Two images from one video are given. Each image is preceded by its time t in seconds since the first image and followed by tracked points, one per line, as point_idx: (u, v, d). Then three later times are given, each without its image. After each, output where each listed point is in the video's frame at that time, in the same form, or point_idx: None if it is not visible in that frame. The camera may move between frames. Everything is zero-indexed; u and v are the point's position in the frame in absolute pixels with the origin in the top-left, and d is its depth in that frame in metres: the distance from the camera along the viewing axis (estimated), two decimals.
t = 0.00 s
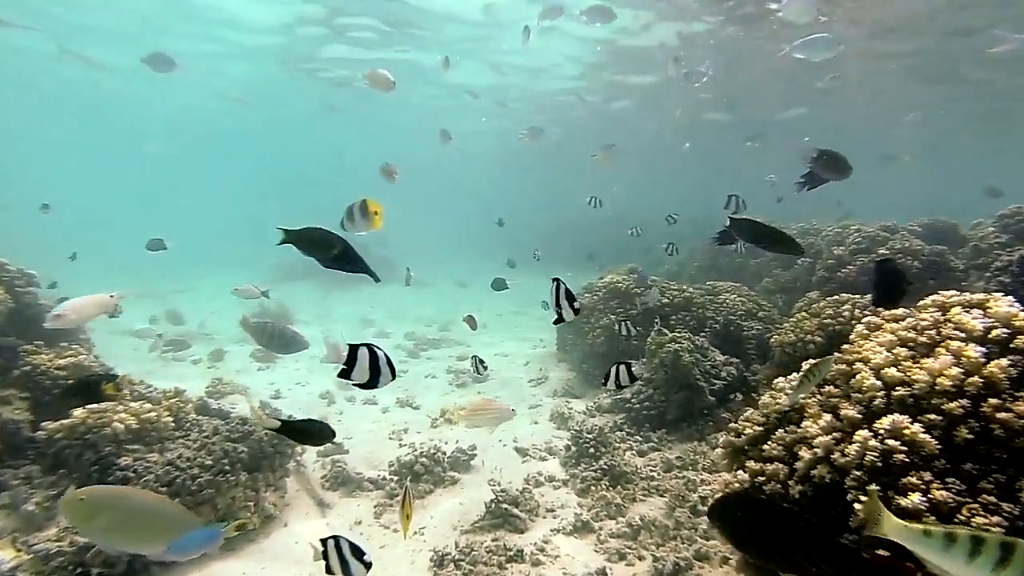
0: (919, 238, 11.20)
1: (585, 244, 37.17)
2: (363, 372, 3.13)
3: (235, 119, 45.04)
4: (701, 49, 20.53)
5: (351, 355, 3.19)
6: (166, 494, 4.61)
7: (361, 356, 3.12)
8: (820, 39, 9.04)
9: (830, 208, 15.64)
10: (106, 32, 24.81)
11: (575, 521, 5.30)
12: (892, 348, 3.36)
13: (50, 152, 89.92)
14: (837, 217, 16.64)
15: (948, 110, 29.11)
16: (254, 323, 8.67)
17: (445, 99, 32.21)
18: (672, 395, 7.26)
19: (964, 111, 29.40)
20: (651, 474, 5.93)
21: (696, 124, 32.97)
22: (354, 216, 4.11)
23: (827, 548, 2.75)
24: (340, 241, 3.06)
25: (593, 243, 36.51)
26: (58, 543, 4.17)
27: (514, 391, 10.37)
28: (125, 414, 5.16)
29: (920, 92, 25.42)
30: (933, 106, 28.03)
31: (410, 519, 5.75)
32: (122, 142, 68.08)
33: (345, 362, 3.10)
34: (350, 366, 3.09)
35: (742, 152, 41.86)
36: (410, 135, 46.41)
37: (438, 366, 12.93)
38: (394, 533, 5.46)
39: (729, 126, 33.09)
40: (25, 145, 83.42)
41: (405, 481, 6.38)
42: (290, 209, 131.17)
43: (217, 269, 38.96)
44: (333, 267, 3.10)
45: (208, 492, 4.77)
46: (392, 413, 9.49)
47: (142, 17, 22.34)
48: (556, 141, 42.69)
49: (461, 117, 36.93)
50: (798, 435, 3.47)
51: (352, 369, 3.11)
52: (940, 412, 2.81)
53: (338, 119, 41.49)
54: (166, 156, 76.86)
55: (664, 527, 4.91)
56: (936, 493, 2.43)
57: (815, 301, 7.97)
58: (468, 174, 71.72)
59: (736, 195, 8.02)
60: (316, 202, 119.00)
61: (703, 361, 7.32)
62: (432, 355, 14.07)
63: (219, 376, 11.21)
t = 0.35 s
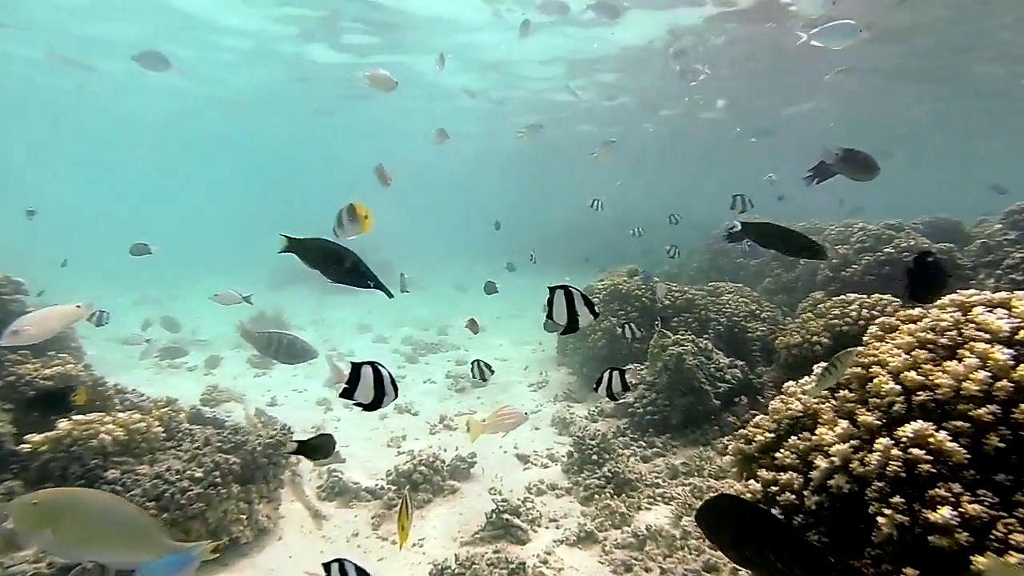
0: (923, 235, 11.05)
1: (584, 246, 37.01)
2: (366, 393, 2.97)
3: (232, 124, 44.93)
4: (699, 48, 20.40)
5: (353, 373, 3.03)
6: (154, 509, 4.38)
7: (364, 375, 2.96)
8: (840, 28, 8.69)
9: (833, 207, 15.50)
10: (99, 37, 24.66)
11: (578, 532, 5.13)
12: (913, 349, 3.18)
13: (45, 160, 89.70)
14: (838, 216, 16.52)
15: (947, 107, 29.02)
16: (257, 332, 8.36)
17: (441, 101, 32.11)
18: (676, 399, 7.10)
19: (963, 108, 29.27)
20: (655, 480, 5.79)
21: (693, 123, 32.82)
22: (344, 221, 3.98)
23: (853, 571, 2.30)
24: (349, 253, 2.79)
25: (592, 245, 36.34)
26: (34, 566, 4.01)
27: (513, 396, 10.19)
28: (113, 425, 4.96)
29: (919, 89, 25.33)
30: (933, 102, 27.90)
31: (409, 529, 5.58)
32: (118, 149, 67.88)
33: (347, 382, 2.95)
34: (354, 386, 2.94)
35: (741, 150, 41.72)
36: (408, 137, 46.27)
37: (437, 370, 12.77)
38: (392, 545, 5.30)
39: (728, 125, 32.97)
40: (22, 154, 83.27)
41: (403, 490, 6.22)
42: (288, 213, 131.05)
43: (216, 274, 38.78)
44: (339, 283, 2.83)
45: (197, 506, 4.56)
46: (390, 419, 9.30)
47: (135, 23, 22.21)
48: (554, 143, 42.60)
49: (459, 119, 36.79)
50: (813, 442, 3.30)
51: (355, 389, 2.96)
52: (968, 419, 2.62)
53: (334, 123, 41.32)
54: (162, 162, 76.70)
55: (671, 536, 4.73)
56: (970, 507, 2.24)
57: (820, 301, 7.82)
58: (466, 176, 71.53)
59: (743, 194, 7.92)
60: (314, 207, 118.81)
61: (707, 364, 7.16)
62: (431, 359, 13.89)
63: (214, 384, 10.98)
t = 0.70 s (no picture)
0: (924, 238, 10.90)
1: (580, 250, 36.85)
2: (368, 418, 3.03)
3: (226, 128, 44.78)
4: (695, 51, 20.30)
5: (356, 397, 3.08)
6: (129, 525, 4.13)
7: (367, 399, 3.01)
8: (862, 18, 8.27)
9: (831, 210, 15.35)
10: (89, 41, 24.47)
11: (574, 545, 4.94)
12: (929, 358, 3.01)
13: (39, 164, 89.26)
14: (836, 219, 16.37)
15: (942, 109, 29.02)
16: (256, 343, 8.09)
17: (435, 104, 31.95)
18: (675, 407, 6.93)
19: (959, 110, 29.26)
20: (655, 491, 5.61)
21: (690, 126, 32.74)
22: (327, 228, 3.90)
23: None
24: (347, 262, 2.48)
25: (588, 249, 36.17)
26: None
27: (508, 403, 9.99)
28: (89, 434, 4.71)
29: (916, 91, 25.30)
30: (929, 104, 27.89)
31: (399, 542, 5.38)
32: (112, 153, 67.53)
33: (350, 409, 2.98)
34: (355, 413, 2.97)
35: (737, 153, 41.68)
36: (403, 141, 46.11)
37: (430, 376, 12.55)
38: (381, 559, 5.09)
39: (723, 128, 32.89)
40: (14, 158, 82.78)
41: (394, 501, 6.02)
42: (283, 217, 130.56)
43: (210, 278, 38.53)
44: (335, 295, 2.54)
45: (177, 521, 4.32)
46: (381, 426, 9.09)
47: (126, 26, 22.05)
48: (550, 146, 42.49)
49: (453, 123, 36.64)
50: (824, 454, 3.13)
51: (357, 415, 3.00)
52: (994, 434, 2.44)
53: (328, 126, 41.13)
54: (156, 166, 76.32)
55: (671, 551, 4.54)
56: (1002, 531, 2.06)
57: (820, 306, 7.68)
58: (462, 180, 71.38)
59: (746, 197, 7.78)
60: (309, 210, 118.47)
61: (707, 371, 6.99)
62: (425, 364, 13.67)
63: (203, 390, 10.74)
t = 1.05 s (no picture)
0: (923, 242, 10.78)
1: (576, 253, 36.72)
2: (362, 442, 2.96)
3: (221, 130, 44.67)
4: (691, 53, 20.26)
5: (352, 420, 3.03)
6: (106, 539, 3.94)
7: (361, 424, 2.95)
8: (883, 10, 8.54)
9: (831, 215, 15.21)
10: (82, 43, 24.34)
11: (571, 559, 4.77)
12: (948, 368, 2.85)
13: (33, 167, 88.88)
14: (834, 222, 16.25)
15: (938, 113, 29.07)
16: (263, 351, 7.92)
17: (430, 107, 31.84)
18: (674, 415, 6.78)
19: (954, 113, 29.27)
20: (654, 502, 5.44)
21: (686, 128, 32.69)
22: (312, 233, 4.35)
23: None
24: (358, 279, 2.18)
25: (584, 252, 36.04)
26: None
27: (503, 409, 9.81)
28: (66, 443, 4.53)
29: (911, 94, 25.33)
30: (924, 108, 27.88)
31: (390, 555, 5.20)
32: (106, 155, 67.24)
33: (347, 433, 2.93)
34: (351, 437, 2.92)
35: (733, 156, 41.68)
36: (398, 143, 46.01)
37: (424, 381, 12.37)
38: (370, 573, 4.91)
39: (719, 131, 32.85)
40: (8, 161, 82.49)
41: (385, 511, 5.84)
42: (279, 220, 130.15)
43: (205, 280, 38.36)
44: (342, 312, 2.24)
45: (156, 535, 4.13)
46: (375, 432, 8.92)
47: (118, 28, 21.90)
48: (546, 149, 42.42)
49: (449, 126, 36.54)
50: (835, 468, 2.97)
51: (353, 440, 2.94)
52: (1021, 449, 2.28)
53: (323, 128, 40.98)
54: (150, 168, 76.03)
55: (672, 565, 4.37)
56: None
57: (821, 311, 7.54)
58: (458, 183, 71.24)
59: (750, 200, 7.74)
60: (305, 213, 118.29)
61: (706, 377, 6.84)
62: (419, 369, 13.50)
63: (191, 395, 10.56)
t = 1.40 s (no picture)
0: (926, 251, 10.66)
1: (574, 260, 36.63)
2: (356, 472, 2.68)
3: (219, 136, 44.56)
4: (691, 59, 20.17)
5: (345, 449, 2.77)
6: (76, 560, 3.70)
7: (354, 453, 2.69)
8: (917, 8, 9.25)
9: (831, 223, 15.10)
10: (78, 46, 24.18)
11: None
12: (971, 386, 2.67)
13: (30, 172, 88.72)
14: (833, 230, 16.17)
15: (937, 121, 29.05)
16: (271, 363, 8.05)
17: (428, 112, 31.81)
18: (675, 428, 6.60)
19: (952, 121, 29.29)
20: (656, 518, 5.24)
21: (684, 135, 32.67)
22: (300, 243, 4.49)
23: None
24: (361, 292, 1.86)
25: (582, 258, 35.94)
26: None
27: (500, 419, 9.63)
28: (40, 455, 4.32)
29: (910, 102, 25.31)
30: (923, 116, 27.89)
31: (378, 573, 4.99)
32: (103, 160, 67.12)
33: (341, 463, 2.66)
34: (345, 468, 2.64)
35: (730, 163, 41.71)
36: (396, 149, 45.98)
37: (419, 389, 12.16)
38: None
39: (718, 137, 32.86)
40: (5, 165, 82.19)
41: (375, 526, 5.64)
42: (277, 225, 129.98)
43: (201, 286, 38.13)
44: (343, 328, 1.90)
45: (132, 554, 3.88)
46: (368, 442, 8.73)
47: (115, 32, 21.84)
48: (544, 155, 42.40)
49: (447, 132, 36.49)
50: (851, 492, 2.78)
51: (347, 471, 2.67)
52: None
53: (320, 134, 40.89)
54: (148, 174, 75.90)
55: None
56: None
57: (825, 322, 7.39)
58: (456, 190, 71.18)
59: (756, 207, 7.63)
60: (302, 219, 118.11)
61: (708, 389, 6.66)
62: (414, 376, 13.32)
63: (181, 403, 10.35)
